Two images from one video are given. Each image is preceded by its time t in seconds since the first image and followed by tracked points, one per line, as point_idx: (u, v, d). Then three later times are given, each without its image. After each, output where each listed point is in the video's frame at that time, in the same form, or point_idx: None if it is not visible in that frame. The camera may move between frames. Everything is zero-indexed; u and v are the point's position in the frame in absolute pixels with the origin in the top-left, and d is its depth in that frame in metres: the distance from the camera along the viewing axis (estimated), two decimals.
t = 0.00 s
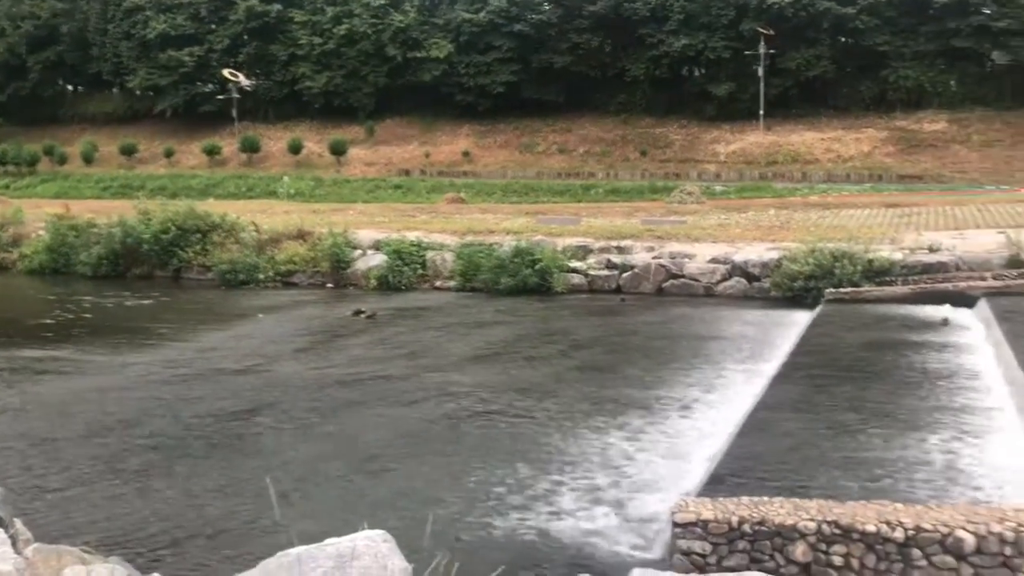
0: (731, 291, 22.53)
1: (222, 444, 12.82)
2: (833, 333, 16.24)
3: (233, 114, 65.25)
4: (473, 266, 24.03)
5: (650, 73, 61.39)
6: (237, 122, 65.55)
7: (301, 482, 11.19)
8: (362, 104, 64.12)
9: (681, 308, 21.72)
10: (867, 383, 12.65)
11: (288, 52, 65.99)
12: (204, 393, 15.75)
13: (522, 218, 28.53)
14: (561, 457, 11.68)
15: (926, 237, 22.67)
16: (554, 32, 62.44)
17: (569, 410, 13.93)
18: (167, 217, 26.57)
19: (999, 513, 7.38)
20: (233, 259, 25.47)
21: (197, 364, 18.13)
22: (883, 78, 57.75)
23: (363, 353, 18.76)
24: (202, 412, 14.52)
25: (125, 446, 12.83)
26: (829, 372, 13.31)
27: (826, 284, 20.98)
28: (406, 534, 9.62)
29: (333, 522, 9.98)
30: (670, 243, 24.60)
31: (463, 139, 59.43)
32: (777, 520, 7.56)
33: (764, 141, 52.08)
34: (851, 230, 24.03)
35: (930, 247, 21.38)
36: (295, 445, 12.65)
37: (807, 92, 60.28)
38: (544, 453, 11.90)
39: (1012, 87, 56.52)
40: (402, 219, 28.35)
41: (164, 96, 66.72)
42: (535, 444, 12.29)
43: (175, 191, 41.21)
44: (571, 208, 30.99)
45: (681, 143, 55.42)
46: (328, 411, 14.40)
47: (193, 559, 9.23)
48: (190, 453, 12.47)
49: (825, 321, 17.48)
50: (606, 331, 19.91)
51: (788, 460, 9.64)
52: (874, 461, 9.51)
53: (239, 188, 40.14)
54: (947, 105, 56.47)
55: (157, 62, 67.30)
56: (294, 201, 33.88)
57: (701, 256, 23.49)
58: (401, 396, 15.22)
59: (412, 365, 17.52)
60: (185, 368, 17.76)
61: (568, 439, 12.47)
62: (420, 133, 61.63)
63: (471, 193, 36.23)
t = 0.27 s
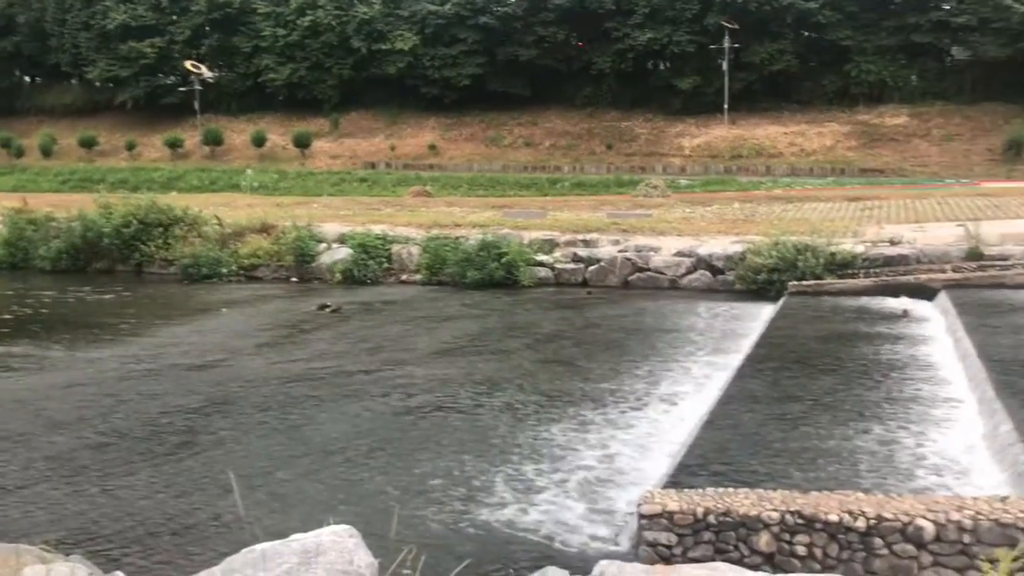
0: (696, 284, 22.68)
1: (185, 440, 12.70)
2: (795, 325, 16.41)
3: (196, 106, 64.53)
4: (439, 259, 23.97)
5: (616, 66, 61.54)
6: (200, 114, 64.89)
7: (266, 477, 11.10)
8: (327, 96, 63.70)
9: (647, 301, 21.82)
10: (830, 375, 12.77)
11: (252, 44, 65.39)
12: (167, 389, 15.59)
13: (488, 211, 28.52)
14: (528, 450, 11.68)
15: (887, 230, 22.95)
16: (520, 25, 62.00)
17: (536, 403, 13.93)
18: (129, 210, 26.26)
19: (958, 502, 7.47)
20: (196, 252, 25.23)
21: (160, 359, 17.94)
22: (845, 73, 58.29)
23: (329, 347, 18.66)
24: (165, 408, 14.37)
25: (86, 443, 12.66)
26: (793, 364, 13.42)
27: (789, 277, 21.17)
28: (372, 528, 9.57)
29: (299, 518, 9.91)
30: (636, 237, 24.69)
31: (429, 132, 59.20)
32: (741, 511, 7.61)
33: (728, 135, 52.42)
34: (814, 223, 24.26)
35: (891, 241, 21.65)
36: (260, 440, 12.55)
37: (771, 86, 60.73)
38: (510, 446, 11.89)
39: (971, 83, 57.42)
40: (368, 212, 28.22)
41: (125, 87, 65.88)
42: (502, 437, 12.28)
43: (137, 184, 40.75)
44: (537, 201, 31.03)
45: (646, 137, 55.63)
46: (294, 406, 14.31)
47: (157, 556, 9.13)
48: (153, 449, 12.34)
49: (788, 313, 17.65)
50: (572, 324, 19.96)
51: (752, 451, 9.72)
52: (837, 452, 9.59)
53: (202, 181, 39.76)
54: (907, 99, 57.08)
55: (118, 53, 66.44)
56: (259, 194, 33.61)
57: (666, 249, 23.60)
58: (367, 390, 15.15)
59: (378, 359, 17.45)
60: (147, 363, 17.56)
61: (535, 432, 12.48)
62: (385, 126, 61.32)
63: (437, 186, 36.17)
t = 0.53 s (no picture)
0: (659, 280, 22.80)
1: (145, 438, 12.54)
2: (756, 319, 16.56)
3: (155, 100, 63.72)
4: (403, 255, 23.88)
5: (579, 62, 61.66)
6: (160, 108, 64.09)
7: (229, 476, 11.00)
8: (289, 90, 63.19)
9: (611, 296, 21.90)
10: (791, 369, 12.90)
11: (212, 37, 64.71)
12: (126, 387, 15.39)
13: (452, 206, 28.48)
14: (492, 445, 11.68)
15: (846, 226, 23.22)
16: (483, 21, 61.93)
17: (500, 398, 13.94)
18: (86, 205, 25.90)
19: (915, 493, 7.56)
20: (156, 248, 24.95)
21: (119, 356, 17.71)
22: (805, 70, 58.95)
23: (291, 343, 18.53)
24: (125, 406, 14.19)
25: (43, 442, 12.47)
26: (755, 358, 13.55)
27: (750, 272, 21.35)
28: (336, 525, 9.52)
29: (262, 516, 9.84)
30: (600, 232, 24.77)
31: (392, 127, 58.96)
32: (703, 504, 7.67)
33: (690, 132, 52.74)
34: (775, 219, 24.49)
35: (849, 236, 21.93)
36: (222, 438, 12.43)
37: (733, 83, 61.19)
38: (475, 441, 11.89)
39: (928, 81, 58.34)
40: (331, 208, 28.05)
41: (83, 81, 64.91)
42: (466, 433, 12.27)
43: (95, 179, 40.19)
44: (501, 196, 31.04)
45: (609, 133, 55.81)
46: (256, 403, 14.19)
47: (116, 556, 9.01)
48: (112, 448, 12.18)
49: (750, 308, 17.81)
50: (536, 319, 19.99)
51: (715, 445, 9.79)
52: (798, 445, 9.70)
53: (162, 176, 39.30)
54: (865, 97, 57.78)
55: (74, 46, 65.44)
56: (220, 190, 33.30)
57: (630, 245, 23.69)
58: (331, 387, 15.07)
59: (341, 356, 17.36)
60: (105, 361, 17.33)
61: (500, 427, 12.49)
62: (348, 121, 60.96)
63: (400, 181, 36.05)
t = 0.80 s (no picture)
0: (611, 277, 22.94)
1: (92, 440, 12.33)
2: (706, 316, 16.75)
3: (101, 95, 62.61)
4: (355, 253, 23.74)
5: (531, 60, 61.76)
6: (105, 104, 63.01)
7: (179, 477, 10.87)
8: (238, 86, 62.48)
9: (564, 294, 21.97)
10: (742, 364, 13.07)
11: (158, 32, 63.80)
12: (72, 387, 15.12)
13: (405, 204, 28.38)
14: (447, 444, 11.67)
15: (795, 223, 23.56)
16: (435, 17, 61.92)
17: (454, 396, 13.92)
18: (30, 203, 25.40)
19: (861, 485, 7.71)
20: (102, 247, 24.56)
21: (64, 356, 17.38)
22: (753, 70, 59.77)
23: (242, 342, 18.32)
24: (70, 407, 13.93)
25: None
26: (707, 354, 13.70)
27: (700, 270, 21.56)
28: (290, 524, 9.46)
29: (214, 516, 9.73)
30: (552, 230, 24.85)
31: (343, 123, 58.58)
32: (655, 498, 7.74)
33: (642, 130, 53.12)
34: (725, 217, 24.76)
35: (797, 234, 22.25)
36: (171, 438, 12.26)
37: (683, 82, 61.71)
38: (429, 439, 11.87)
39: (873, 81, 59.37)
40: (282, 205, 27.81)
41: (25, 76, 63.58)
42: (421, 431, 12.24)
43: (39, 176, 39.40)
44: (454, 193, 30.99)
45: (562, 130, 55.98)
46: (206, 403, 14.03)
47: (63, 560, 8.86)
48: (58, 450, 11.95)
49: (700, 305, 17.99)
50: (489, 317, 19.99)
51: (666, 440, 9.89)
52: (748, 440, 9.82)
53: (109, 173, 38.66)
54: (812, 97, 58.77)
55: (16, 39, 64.07)
56: (168, 187, 32.84)
57: (582, 242, 23.78)
58: (282, 386, 14.94)
59: (293, 354, 17.23)
60: (50, 362, 16.99)
61: (454, 424, 12.48)
62: (298, 117, 60.44)
63: (352, 178, 35.85)
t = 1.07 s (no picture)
0: (542, 273, 23.04)
1: (9, 444, 11.98)
2: (635, 312, 16.91)
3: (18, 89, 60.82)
4: (284, 251, 23.43)
5: (461, 57, 61.66)
6: (23, 98, 61.23)
7: (102, 480, 10.62)
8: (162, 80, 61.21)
9: (496, 291, 21.99)
10: (672, 358, 13.23)
11: (78, 24, 62.19)
12: None
13: (335, 201, 28.12)
14: (379, 442, 11.60)
15: (722, 220, 23.94)
16: (365, 12, 61.66)
17: (385, 395, 13.84)
18: None
19: (787, 475, 7.86)
20: (20, 245, 23.91)
21: None
22: (681, 69, 61.20)
23: (167, 342, 17.96)
24: None
25: None
26: (637, 349, 13.84)
27: (630, 266, 21.77)
28: (217, 526, 9.32)
29: (139, 520, 9.54)
30: (484, 227, 24.85)
31: (271, 119, 57.77)
32: (586, 492, 7.80)
33: (572, 127, 53.44)
34: (654, 214, 25.05)
35: (724, 230, 22.59)
36: (94, 442, 11.97)
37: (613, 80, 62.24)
38: (361, 438, 11.79)
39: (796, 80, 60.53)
40: (209, 202, 27.33)
41: None
42: (352, 430, 12.15)
43: None
44: (385, 190, 30.81)
45: (492, 128, 56.01)
46: (130, 405, 13.73)
47: None
48: None
49: (630, 300, 18.15)
50: (421, 314, 19.91)
51: (596, 435, 9.94)
52: (678, 433, 9.95)
53: (27, 169, 37.58)
54: (738, 96, 60.29)
55: None
56: (89, 183, 32.05)
57: (514, 239, 23.80)
58: (210, 386, 14.69)
59: (220, 354, 16.95)
60: None
61: (386, 423, 12.41)
62: (225, 113, 59.43)
63: (280, 175, 35.42)
